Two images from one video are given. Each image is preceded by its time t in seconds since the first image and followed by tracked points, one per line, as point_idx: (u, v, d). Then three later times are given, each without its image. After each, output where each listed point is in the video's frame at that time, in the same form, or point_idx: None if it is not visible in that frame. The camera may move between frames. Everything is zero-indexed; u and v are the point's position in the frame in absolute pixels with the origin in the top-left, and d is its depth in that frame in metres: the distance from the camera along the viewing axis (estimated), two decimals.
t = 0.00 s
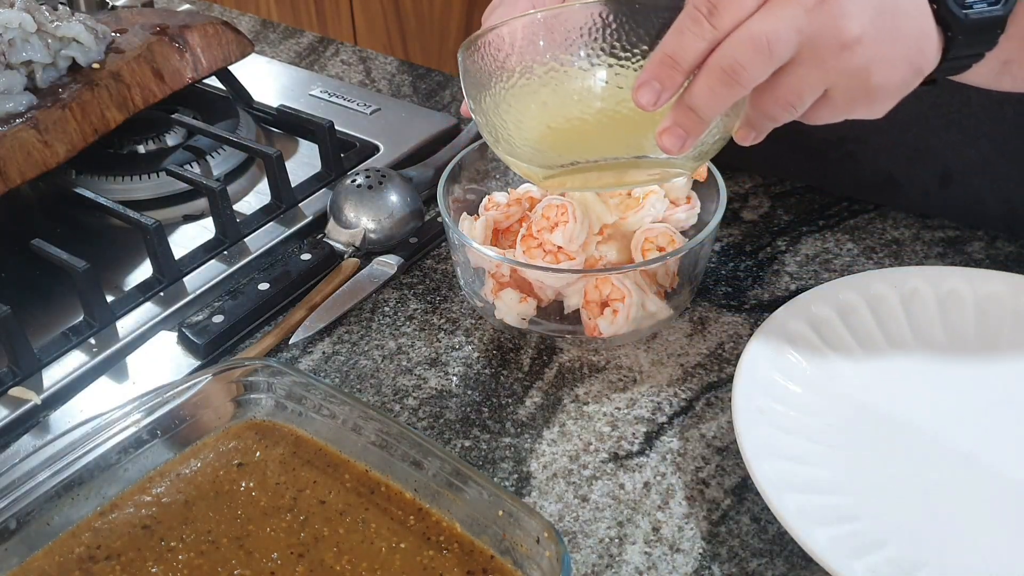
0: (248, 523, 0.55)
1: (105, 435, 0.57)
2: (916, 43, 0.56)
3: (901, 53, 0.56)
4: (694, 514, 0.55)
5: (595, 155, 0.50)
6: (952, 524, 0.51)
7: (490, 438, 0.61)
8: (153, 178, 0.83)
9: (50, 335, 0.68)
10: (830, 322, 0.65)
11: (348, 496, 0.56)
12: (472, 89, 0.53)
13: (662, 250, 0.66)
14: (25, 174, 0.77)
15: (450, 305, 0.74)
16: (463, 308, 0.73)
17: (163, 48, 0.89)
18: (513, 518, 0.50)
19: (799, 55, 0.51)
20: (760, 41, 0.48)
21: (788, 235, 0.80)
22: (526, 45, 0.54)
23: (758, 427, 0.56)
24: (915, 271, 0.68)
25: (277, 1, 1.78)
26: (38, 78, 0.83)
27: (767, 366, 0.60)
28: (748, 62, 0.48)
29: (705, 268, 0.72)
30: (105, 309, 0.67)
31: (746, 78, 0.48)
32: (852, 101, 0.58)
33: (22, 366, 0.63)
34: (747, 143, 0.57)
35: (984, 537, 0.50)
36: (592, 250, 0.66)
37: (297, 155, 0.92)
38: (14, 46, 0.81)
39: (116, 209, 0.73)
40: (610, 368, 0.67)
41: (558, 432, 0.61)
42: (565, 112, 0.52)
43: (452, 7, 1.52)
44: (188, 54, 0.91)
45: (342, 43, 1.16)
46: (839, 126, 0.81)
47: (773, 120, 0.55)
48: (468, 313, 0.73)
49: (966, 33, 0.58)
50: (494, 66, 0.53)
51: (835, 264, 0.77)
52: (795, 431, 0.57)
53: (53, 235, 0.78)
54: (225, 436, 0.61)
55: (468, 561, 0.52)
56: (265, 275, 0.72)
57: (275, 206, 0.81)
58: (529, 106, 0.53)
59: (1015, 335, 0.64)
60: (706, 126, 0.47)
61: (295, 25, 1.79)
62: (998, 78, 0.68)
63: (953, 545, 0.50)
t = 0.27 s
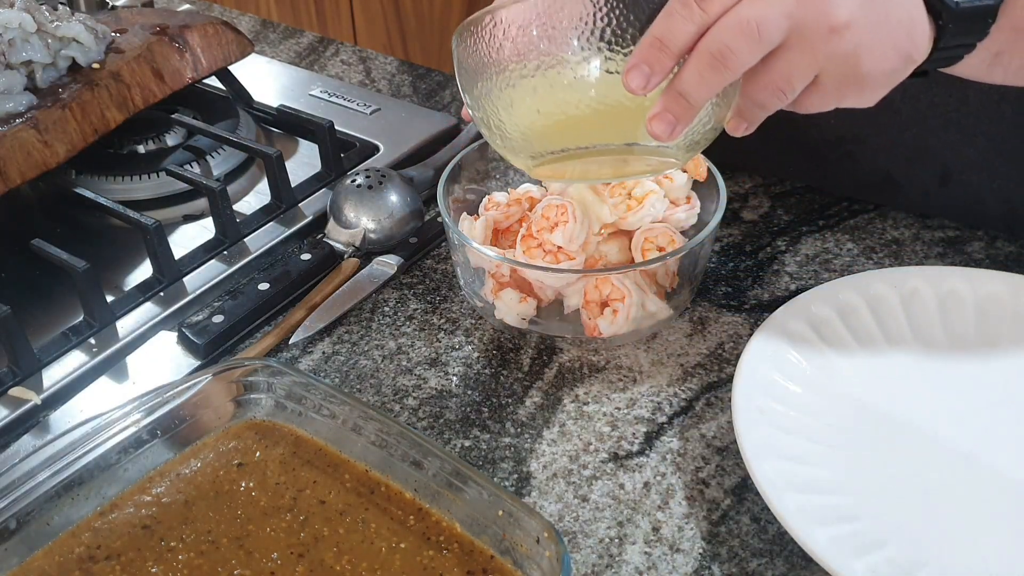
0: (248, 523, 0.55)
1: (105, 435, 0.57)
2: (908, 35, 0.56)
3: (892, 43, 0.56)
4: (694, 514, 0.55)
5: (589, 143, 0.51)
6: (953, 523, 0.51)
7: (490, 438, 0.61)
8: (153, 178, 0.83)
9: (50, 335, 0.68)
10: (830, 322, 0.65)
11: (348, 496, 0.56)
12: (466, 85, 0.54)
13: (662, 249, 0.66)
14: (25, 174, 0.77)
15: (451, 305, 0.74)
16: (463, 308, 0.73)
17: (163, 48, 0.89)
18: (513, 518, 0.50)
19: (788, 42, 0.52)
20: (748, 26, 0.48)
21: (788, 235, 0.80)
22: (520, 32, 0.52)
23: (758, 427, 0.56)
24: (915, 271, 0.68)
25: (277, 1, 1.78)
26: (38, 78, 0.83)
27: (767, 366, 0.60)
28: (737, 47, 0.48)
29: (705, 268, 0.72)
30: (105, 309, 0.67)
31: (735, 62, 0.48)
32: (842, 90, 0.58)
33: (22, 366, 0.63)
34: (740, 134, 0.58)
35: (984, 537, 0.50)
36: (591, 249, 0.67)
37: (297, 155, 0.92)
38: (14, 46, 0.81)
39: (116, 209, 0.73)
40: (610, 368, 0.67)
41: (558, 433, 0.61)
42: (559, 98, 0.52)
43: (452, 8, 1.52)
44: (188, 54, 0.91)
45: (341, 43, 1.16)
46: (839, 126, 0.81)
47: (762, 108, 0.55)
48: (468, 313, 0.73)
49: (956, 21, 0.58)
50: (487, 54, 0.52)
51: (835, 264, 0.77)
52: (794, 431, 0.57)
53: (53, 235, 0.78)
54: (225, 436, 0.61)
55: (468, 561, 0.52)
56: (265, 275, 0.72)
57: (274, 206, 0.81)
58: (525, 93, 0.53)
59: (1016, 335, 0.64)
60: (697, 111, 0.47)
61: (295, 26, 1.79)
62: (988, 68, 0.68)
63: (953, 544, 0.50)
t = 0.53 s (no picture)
0: (248, 523, 0.55)
1: (105, 435, 0.57)
2: (906, 35, 0.56)
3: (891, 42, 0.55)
4: (694, 514, 0.55)
5: (589, 144, 0.51)
6: (952, 522, 0.51)
7: (490, 438, 0.61)
8: (153, 178, 0.83)
9: (50, 335, 0.68)
10: (830, 323, 0.65)
11: (348, 496, 0.56)
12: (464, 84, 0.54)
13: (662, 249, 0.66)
14: (25, 174, 0.77)
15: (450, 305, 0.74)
16: (463, 308, 0.73)
17: (163, 49, 0.89)
18: (513, 518, 0.50)
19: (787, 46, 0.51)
20: (748, 31, 0.48)
21: (788, 235, 0.80)
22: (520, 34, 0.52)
23: (758, 427, 0.56)
24: (915, 271, 0.68)
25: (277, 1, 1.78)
26: (38, 78, 0.83)
27: (767, 366, 0.60)
28: (738, 52, 0.47)
29: (705, 268, 0.72)
30: (105, 309, 0.67)
31: (734, 68, 0.47)
32: (840, 92, 0.57)
33: (22, 366, 0.63)
34: (736, 134, 0.59)
35: (983, 537, 0.50)
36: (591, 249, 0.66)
37: (297, 155, 0.92)
38: (14, 46, 0.81)
39: (116, 209, 0.73)
40: (610, 368, 0.67)
41: (558, 433, 0.61)
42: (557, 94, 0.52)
43: (452, 8, 1.52)
44: (188, 54, 0.91)
45: (341, 43, 1.16)
46: (839, 127, 0.81)
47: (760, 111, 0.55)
48: (468, 313, 0.73)
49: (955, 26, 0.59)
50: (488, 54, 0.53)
51: (835, 264, 0.77)
52: (795, 431, 0.56)
53: (53, 236, 0.78)
54: (225, 436, 0.61)
55: (468, 561, 0.52)
56: (265, 275, 0.72)
57: (275, 206, 0.81)
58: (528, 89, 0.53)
59: (1016, 335, 0.64)
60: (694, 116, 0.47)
61: (295, 26, 1.79)
62: (986, 68, 0.67)
63: (952, 544, 0.50)
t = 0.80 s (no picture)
0: (248, 523, 0.55)
1: (105, 435, 0.57)
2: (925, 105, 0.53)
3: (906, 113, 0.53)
4: (694, 514, 0.55)
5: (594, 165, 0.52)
6: (951, 523, 0.51)
7: (490, 438, 0.61)
8: (153, 178, 0.83)
9: (50, 335, 0.68)
10: (830, 322, 0.65)
11: (348, 496, 0.56)
12: (464, 83, 0.54)
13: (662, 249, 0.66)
14: (25, 174, 0.77)
15: (450, 305, 0.74)
16: (463, 308, 0.73)
17: (163, 49, 0.89)
18: (513, 518, 0.50)
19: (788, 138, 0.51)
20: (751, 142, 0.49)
21: (787, 235, 0.80)
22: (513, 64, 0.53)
23: (757, 426, 0.56)
24: (915, 271, 0.68)
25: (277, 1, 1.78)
26: (38, 78, 0.83)
27: (767, 365, 0.60)
28: (738, 159, 0.50)
29: (705, 268, 0.72)
30: (105, 309, 0.67)
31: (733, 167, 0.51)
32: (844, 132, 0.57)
33: (22, 366, 0.63)
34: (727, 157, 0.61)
35: (983, 538, 0.50)
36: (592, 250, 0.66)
37: (297, 155, 0.92)
38: (14, 46, 0.81)
39: (116, 209, 0.73)
40: (610, 368, 0.67)
41: (558, 433, 0.61)
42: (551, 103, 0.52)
43: (452, 8, 1.52)
44: (188, 54, 0.91)
45: (342, 43, 1.16)
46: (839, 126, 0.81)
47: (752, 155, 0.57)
48: (468, 313, 0.73)
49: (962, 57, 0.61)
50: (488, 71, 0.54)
51: (835, 264, 0.77)
52: (794, 431, 0.56)
53: (53, 235, 0.78)
54: (226, 436, 0.61)
55: (468, 561, 0.52)
56: (264, 275, 0.72)
57: (274, 206, 0.81)
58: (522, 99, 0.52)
59: (1016, 335, 0.64)
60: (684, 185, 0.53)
61: (295, 26, 1.79)
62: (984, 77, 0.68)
63: (951, 544, 0.50)
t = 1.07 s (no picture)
0: (248, 523, 0.55)
1: (105, 435, 0.57)
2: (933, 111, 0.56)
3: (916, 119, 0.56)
4: (694, 514, 0.55)
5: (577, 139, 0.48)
6: (949, 522, 0.51)
7: (490, 438, 0.61)
8: (153, 178, 0.83)
9: (50, 335, 0.68)
10: (830, 323, 0.65)
11: (348, 496, 0.56)
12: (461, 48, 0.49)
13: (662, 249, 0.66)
14: (25, 174, 0.77)
15: (451, 305, 0.74)
16: (463, 308, 0.73)
17: (163, 49, 0.89)
18: (513, 518, 0.50)
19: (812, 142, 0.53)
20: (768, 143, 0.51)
21: (787, 235, 0.80)
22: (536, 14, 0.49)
23: (757, 427, 0.56)
24: (915, 271, 0.68)
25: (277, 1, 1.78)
26: (38, 78, 0.83)
27: (768, 366, 0.60)
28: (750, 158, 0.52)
29: (705, 268, 0.72)
30: (105, 309, 0.67)
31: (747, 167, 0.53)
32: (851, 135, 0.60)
33: (22, 366, 0.63)
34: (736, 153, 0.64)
35: (981, 536, 0.50)
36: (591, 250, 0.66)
37: (297, 155, 0.92)
38: (14, 46, 0.81)
39: (116, 209, 0.73)
40: (610, 368, 0.67)
41: (558, 433, 0.61)
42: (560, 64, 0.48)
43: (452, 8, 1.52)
44: (188, 54, 0.91)
45: (341, 43, 1.16)
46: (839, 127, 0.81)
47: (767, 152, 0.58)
48: (468, 313, 0.73)
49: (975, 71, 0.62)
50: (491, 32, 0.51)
51: (835, 264, 0.77)
52: (794, 431, 0.57)
53: (53, 235, 0.78)
54: (225, 436, 0.61)
55: (468, 561, 0.52)
56: (264, 275, 0.72)
57: (275, 206, 0.81)
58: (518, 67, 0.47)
59: (1016, 335, 0.64)
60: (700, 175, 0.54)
61: (295, 26, 1.79)
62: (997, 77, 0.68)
63: (950, 544, 0.50)
